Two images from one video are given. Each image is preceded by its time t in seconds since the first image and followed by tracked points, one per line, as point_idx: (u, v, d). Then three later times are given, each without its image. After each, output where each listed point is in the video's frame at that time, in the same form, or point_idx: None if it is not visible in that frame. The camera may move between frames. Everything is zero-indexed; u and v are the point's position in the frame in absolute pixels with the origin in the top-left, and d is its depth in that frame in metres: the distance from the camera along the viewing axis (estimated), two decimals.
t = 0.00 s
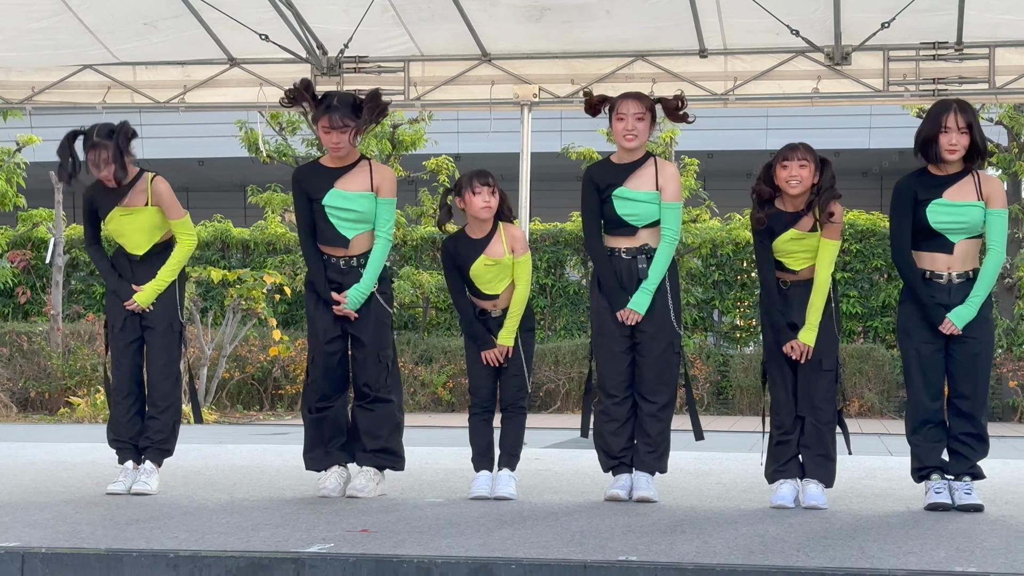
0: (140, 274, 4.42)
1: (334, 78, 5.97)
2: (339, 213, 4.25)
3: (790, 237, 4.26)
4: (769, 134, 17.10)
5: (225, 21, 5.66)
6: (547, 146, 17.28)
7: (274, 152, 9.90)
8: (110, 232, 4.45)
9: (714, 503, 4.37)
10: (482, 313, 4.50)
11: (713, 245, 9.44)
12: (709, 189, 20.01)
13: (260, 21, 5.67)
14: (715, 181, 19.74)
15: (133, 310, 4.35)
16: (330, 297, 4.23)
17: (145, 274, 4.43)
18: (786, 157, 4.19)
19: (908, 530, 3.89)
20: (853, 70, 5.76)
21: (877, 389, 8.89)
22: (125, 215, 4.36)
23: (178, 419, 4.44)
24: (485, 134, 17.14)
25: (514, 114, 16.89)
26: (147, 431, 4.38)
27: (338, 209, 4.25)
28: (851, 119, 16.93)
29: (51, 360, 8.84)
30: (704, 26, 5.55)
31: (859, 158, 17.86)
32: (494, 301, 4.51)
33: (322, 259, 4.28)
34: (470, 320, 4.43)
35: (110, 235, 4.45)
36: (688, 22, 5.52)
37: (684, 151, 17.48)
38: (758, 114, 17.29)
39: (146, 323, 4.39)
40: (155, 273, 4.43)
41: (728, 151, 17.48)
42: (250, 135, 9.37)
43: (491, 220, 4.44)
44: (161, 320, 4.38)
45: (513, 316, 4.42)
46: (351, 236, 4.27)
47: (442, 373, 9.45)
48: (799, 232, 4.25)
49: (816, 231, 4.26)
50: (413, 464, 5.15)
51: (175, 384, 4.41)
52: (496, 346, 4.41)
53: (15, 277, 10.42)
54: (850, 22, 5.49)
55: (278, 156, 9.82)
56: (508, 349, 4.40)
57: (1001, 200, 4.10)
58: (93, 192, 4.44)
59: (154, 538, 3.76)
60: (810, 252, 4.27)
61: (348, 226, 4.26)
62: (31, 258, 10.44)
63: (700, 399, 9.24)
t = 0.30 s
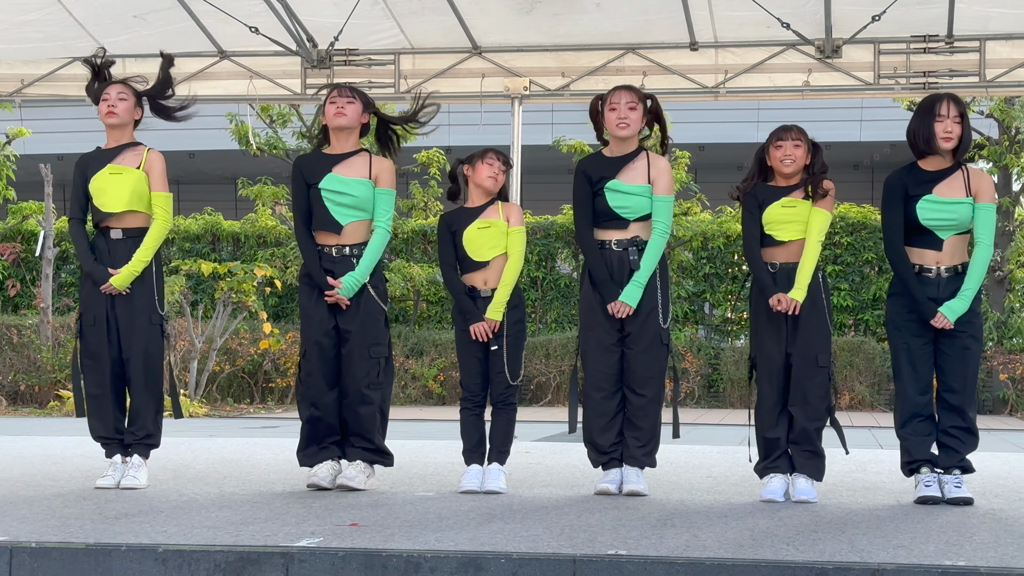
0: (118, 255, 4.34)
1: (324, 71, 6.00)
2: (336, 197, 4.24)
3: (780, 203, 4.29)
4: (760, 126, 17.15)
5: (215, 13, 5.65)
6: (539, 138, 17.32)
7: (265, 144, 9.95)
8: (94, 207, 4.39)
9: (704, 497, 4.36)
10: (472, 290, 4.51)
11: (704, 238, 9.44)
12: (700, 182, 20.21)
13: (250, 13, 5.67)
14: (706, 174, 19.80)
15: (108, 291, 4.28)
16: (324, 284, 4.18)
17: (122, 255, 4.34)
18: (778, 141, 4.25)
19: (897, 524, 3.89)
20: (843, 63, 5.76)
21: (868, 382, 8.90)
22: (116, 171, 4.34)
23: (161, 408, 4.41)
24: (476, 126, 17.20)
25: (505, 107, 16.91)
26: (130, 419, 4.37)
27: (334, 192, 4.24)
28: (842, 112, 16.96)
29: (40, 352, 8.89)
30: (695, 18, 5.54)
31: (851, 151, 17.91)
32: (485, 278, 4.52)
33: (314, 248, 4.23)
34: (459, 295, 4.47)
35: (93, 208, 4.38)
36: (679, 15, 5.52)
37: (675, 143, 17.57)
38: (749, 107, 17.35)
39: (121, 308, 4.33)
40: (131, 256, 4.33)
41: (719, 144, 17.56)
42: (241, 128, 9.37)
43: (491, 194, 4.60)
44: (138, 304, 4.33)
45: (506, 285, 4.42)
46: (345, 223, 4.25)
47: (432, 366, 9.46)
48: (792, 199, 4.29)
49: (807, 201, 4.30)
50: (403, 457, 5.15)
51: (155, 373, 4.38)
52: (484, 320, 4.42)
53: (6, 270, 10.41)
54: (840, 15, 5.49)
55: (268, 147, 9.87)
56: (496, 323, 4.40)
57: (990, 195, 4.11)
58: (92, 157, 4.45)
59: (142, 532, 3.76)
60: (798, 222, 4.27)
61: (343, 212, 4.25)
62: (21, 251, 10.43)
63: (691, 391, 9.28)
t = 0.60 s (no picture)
0: (104, 249, 4.33)
1: (314, 66, 5.99)
2: (323, 193, 4.23)
3: (771, 205, 4.29)
4: (751, 121, 17.25)
5: (205, 8, 5.65)
6: (530, 133, 17.41)
7: (256, 138, 9.98)
8: (84, 199, 4.38)
9: (694, 492, 4.36)
10: (468, 280, 4.49)
11: (695, 233, 9.48)
12: (691, 177, 20.31)
13: (239, 8, 5.68)
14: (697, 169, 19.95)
15: (94, 284, 4.27)
16: (308, 279, 4.20)
17: (109, 249, 4.33)
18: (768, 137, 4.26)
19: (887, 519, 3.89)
20: (834, 58, 5.77)
21: (859, 375, 8.92)
22: (107, 165, 4.34)
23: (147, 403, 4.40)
24: (466, 121, 17.23)
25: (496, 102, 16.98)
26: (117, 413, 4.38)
27: (321, 188, 4.24)
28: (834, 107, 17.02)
29: (31, 347, 8.87)
30: (686, 14, 5.54)
31: (842, 146, 17.99)
32: (482, 269, 4.50)
33: (301, 242, 4.25)
34: (457, 286, 4.44)
35: (83, 202, 4.38)
36: (670, 11, 5.51)
37: (666, 138, 17.63)
38: (740, 102, 17.45)
39: (107, 302, 4.33)
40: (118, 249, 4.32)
41: (710, 139, 17.66)
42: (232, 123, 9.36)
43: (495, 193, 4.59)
44: (124, 298, 4.34)
45: (504, 286, 4.41)
46: (332, 218, 4.25)
47: (423, 361, 9.49)
48: (782, 199, 4.29)
49: (797, 202, 4.30)
50: (394, 452, 5.16)
51: (141, 367, 4.38)
52: (477, 313, 4.38)
53: None
54: (831, 9, 5.50)
55: (259, 142, 9.91)
56: (490, 318, 4.37)
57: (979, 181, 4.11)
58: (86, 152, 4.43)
59: (132, 527, 3.75)
60: (789, 224, 4.27)
61: (330, 208, 4.24)
62: (12, 246, 10.43)
63: (682, 386, 9.27)
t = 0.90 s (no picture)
0: (98, 246, 4.32)
1: (307, 63, 6.00)
2: (310, 187, 4.23)
3: (763, 216, 4.28)
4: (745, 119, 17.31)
5: (198, 6, 5.65)
6: (523, 131, 17.47)
7: (248, 138, 9.96)
8: (76, 196, 4.37)
9: (687, 491, 4.35)
10: (463, 279, 4.47)
11: (688, 231, 9.44)
12: (684, 175, 20.35)
13: (233, 6, 5.68)
14: (691, 166, 20.02)
15: (88, 282, 4.27)
16: (294, 276, 4.20)
17: (102, 246, 4.32)
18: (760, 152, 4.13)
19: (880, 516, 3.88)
20: (827, 56, 5.78)
21: (852, 373, 8.94)
22: (101, 161, 4.32)
23: (138, 402, 4.39)
24: (458, 119, 17.24)
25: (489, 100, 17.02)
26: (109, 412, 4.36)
27: (310, 183, 4.24)
28: (827, 104, 17.07)
29: (23, 346, 8.83)
30: (679, 12, 5.53)
31: (836, 143, 18.04)
32: (476, 269, 4.49)
33: (288, 237, 4.25)
34: (451, 286, 4.42)
35: (74, 198, 4.36)
36: (662, 10, 5.50)
37: (660, 136, 17.67)
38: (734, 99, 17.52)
39: (99, 300, 4.32)
40: (111, 246, 4.32)
41: (704, 136, 17.71)
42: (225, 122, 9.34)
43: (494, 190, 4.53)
44: (116, 295, 4.33)
45: (496, 289, 4.42)
46: (320, 213, 4.24)
47: (416, 359, 9.48)
48: (773, 213, 4.28)
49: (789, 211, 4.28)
50: (387, 450, 5.16)
51: (133, 364, 4.36)
52: (471, 318, 4.39)
53: None
54: (824, 8, 5.49)
55: (252, 141, 9.90)
56: (484, 322, 4.37)
57: (967, 184, 4.09)
58: (79, 150, 4.42)
59: (124, 526, 3.74)
60: (782, 234, 4.29)
61: (316, 203, 4.23)
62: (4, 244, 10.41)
63: (675, 384, 9.29)
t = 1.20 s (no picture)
0: (99, 247, 4.31)
1: (301, 64, 6.01)
2: (309, 189, 4.23)
3: (755, 224, 4.27)
4: (738, 120, 17.39)
5: (192, 7, 5.65)
6: (518, 132, 17.54)
7: (242, 138, 9.98)
8: (75, 196, 4.35)
9: (681, 492, 4.35)
10: (461, 282, 4.45)
11: (682, 231, 9.44)
12: (679, 176, 20.41)
13: (226, 7, 5.69)
14: (684, 167, 20.10)
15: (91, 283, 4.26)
16: (294, 267, 4.19)
17: (103, 246, 4.31)
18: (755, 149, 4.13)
19: (875, 517, 3.88)
20: (820, 57, 5.81)
21: (846, 374, 8.95)
22: (102, 162, 4.32)
23: (136, 403, 4.39)
24: (453, 120, 17.29)
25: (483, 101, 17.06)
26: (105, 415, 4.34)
27: (306, 185, 4.24)
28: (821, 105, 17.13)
29: (17, 347, 8.84)
30: (672, 13, 5.54)
31: (829, 144, 18.11)
32: (473, 271, 4.47)
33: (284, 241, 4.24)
34: (448, 289, 4.40)
35: (74, 198, 4.34)
36: (656, 10, 5.52)
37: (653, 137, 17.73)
38: (728, 99, 17.59)
39: (98, 299, 4.31)
40: (113, 247, 4.31)
41: (698, 137, 17.77)
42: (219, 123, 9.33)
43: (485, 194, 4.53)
44: (116, 295, 4.32)
45: (496, 291, 4.41)
46: (317, 215, 4.24)
47: (410, 360, 9.49)
48: (765, 220, 4.26)
49: (781, 220, 4.27)
50: (381, 452, 5.16)
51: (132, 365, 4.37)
52: (473, 319, 4.37)
53: None
54: (817, 9, 5.51)
55: (246, 142, 9.90)
56: (486, 323, 4.36)
57: (959, 195, 4.11)
58: (77, 152, 4.41)
59: (118, 527, 3.73)
60: (774, 241, 4.29)
61: (314, 206, 4.23)
62: None
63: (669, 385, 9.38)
